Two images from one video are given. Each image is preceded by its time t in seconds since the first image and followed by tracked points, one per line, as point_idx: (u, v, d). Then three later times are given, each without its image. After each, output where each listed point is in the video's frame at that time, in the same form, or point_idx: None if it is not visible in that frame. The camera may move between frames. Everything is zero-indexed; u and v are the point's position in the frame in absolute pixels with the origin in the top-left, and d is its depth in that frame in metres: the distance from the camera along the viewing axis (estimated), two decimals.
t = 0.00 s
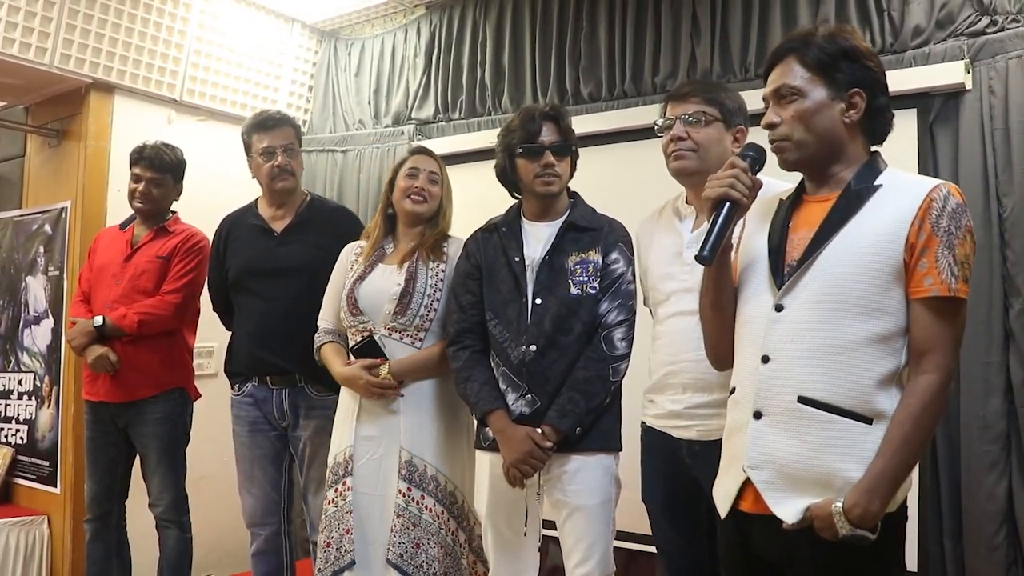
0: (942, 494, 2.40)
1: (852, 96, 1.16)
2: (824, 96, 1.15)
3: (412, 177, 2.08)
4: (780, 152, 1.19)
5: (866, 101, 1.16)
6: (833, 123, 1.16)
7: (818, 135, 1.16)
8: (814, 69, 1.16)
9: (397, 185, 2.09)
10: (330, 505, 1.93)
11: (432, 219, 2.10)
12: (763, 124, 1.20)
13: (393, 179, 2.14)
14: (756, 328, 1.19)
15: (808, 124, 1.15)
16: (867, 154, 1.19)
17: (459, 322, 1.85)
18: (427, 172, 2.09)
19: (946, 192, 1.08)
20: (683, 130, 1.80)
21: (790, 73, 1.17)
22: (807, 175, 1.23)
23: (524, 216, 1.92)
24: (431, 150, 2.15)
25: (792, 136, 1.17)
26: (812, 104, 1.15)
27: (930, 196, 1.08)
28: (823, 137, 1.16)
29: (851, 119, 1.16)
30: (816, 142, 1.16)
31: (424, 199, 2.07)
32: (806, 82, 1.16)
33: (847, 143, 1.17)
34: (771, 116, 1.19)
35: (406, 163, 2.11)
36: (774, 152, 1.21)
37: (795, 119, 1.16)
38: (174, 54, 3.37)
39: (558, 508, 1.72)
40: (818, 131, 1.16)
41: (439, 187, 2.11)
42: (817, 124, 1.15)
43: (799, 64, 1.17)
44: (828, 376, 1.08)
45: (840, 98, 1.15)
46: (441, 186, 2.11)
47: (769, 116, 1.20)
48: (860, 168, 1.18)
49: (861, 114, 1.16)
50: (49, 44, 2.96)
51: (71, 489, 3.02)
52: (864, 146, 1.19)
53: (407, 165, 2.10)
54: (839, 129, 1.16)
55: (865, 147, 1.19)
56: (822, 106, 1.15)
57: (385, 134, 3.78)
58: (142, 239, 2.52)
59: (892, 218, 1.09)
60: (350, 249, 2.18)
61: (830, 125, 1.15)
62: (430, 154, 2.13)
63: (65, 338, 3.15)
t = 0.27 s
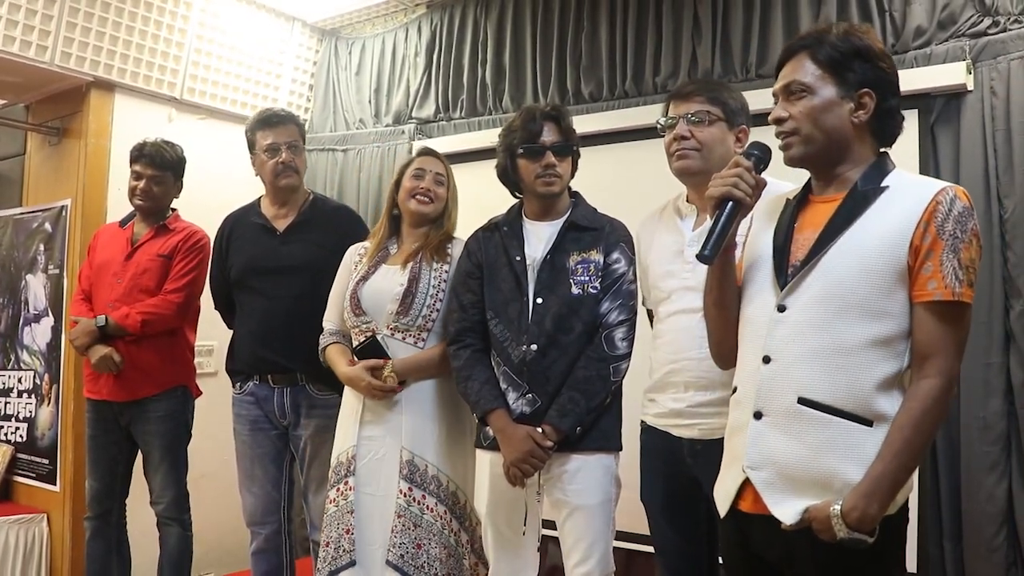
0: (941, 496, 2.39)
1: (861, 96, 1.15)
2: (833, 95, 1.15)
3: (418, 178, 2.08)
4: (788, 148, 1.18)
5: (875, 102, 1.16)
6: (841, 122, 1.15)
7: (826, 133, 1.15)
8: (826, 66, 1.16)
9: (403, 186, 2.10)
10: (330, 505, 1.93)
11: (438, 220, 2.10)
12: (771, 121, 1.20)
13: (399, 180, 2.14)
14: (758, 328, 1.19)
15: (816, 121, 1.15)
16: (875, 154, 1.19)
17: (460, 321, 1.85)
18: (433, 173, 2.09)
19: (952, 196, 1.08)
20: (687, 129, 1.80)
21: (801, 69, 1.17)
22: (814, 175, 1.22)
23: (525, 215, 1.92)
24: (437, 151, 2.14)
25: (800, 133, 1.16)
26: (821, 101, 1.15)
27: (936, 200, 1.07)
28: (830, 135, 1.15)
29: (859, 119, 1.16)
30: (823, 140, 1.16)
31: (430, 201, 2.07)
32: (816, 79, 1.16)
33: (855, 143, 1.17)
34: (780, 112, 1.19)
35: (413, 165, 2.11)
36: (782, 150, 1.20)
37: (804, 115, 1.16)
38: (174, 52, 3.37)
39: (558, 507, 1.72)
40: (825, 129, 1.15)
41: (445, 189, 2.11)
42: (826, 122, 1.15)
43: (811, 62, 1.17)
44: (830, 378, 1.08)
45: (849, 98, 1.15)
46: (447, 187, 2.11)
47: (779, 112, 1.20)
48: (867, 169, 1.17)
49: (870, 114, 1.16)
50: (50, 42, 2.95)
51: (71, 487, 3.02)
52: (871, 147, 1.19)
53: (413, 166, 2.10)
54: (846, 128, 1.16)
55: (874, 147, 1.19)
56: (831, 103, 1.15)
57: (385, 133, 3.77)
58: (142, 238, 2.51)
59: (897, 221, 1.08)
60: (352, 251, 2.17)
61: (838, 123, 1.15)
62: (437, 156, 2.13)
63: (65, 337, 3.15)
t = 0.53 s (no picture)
0: (942, 495, 2.40)
1: (861, 95, 1.15)
2: (832, 94, 1.15)
3: (420, 181, 2.08)
4: (786, 148, 1.19)
5: (875, 100, 1.15)
6: (840, 121, 1.15)
7: (824, 133, 1.16)
8: (827, 65, 1.16)
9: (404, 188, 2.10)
10: (331, 504, 1.95)
11: (439, 221, 2.10)
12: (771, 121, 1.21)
13: (399, 181, 2.15)
14: (758, 328, 1.19)
15: (814, 121, 1.15)
16: (876, 153, 1.19)
17: (462, 320, 1.85)
18: (434, 175, 2.09)
19: (951, 194, 1.07)
20: (689, 128, 1.80)
21: (801, 70, 1.17)
22: (816, 174, 1.22)
23: (526, 214, 1.92)
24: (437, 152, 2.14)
25: (798, 133, 1.17)
26: (820, 101, 1.15)
27: (934, 198, 1.07)
28: (829, 135, 1.16)
29: (859, 118, 1.15)
30: (821, 140, 1.16)
31: (431, 204, 2.07)
32: (815, 79, 1.16)
33: (854, 143, 1.17)
34: (780, 111, 1.19)
35: (414, 166, 2.11)
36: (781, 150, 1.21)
37: (802, 116, 1.16)
38: (175, 51, 3.37)
39: (558, 507, 1.72)
40: (825, 129, 1.15)
41: (446, 190, 2.11)
42: (824, 122, 1.15)
43: (811, 61, 1.17)
44: (828, 378, 1.08)
45: (848, 97, 1.15)
46: (447, 188, 2.11)
47: (778, 112, 1.20)
48: (868, 167, 1.17)
49: (869, 113, 1.16)
50: (51, 41, 2.96)
51: (72, 486, 3.02)
52: (872, 146, 1.18)
53: (414, 167, 2.10)
54: (845, 128, 1.16)
55: (875, 146, 1.19)
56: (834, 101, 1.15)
57: (386, 132, 3.77)
58: (143, 237, 2.51)
59: (895, 220, 1.08)
60: (354, 248, 2.18)
61: (837, 123, 1.15)
62: (437, 157, 2.13)
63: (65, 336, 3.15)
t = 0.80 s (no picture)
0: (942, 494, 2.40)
1: (838, 93, 1.14)
2: (809, 95, 1.15)
3: (416, 180, 2.08)
4: (769, 150, 1.20)
5: (853, 97, 1.14)
6: (817, 122, 1.15)
7: (802, 134, 1.16)
8: (807, 67, 1.15)
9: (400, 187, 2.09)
10: (340, 498, 1.95)
11: (436, 218, 2.10)
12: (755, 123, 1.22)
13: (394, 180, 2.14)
14: (752, 329, 1.19)
15: (792, 123, 1.16)
16: (864, 150, 1.18)
17: (462, 319, 1.85)
18: (430, 175, 2.09)
19: (935, 187, 1.06)
20: (693, 131, 1.80)
21: (780, 72, 1.18)
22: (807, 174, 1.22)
23: (527, 213, 1.92)
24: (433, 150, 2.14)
25: (778, 135, 1.18)
26: (797, 103, 1.15)
27: (918, 193, 1.06)
28: (807, 136, 1.16)
29: (837, 117, 1.14)
30: (799, 141, 1.16)
31: (427, 202, 2.07)
32: (793, 82, 1.16)
33: (838, 142, 1.17)
34: (763, 114, 1.20)
35: (409, 164, 2.10)
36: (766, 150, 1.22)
37: (781, 118, 1.17)
38: (175, 50, 3.37)
39: (559, 506, 1.72)
40: (803, 132, 1.16)
41: (442, 189, 2.11)
42: (802, 124, 1.15)
43: (793, 63, 1.17)
44: (820, 378, 1.09)
45: (825, 97, 1.14)
46: (444, 187, 2.11)
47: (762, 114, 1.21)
48: (855, 164, 1.17)
49: (847, 111, 1.14)
50: (51, 41, 2.96)
51: (73, 486, 3.02)
52: (857, 142, 1.17)
53: (410, 166, 2.09)
54: (824, 128, 1.15)
55: (862, 144, 1.18)
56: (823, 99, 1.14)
57: (386, 132, 3.77)
58: (144, 236, 2.51)
59: (881, 217, 1.08)
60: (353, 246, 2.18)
61: (814, 124, 1.15)
62: (433, 155, 2.12)
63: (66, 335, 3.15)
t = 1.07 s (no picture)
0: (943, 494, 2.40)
1: (807, 93, 1.14)
2: (779, 97, 1.16)
3: (405, 178, 2.08)
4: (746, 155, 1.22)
5: (823, 95, 1.14)
6: (788, 123, 1.16)
7: (775, 136, 1.17)
8: (776, 69, 1.16)
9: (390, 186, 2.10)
10: (340, 493, 1.99)
11: (426, 214, 2.10)
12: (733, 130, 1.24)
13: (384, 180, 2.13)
14: (747, 334, 1.20)
15: (764, 126, 1.17)
16: (842, 146, 1.18)
17: (464, 318, 1.86)
18: (420, 171, 2.09)
19: (908, 177, 1.07)
20: (701, 135, 1.81)
21: (753, 77, 1.19)
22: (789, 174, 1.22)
23: (529, 213, 1.92)
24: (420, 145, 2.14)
25: (753, 139, 1.19)
26: (767, 106, 1.17)
27: (892, 184, 1.07)
28: (780, 138, 1.17)
29: (807, 116, 1.15)
30: (774, 144, 1.17)
31: (418, 199, 2.08)
32: (763, 85, 1.17)
33: (813, 141, 1.17)
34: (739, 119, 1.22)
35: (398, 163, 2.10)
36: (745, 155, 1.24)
37: (753, 123, 1.18)
38: (177, 50, 3.37)
39: (561, 505, 1.72)
40: (773, 133, 1.17)
41: (432, 184, 2.11)
42: (773, 126, 1.16)
43: (764, 66, 1.18)
44: (812, 378, 1.09)
45: (794, 98, 1.15)
46: (434, 182, 2.12)
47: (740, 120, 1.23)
48: (835, 159, 1.16)
49: (817, 110, 1.14)
50: (53, 40, 2.96)
51: (74, 485, 3.02)
52: (833, 139, 1.17)
53: (399, 163, 2.09)
54: (795, 129, 1.16)
55: (840, 141, 1.17)
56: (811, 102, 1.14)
57: (388, 131, 3.78)
58: (146, 236, 2.51)
59: (859, 212, 1.09)
60: (350, 245, 2.19)
61: (785, 125, 1.16)
62: (421, 150, 2.12)
63: (66, 335, 3.15)
